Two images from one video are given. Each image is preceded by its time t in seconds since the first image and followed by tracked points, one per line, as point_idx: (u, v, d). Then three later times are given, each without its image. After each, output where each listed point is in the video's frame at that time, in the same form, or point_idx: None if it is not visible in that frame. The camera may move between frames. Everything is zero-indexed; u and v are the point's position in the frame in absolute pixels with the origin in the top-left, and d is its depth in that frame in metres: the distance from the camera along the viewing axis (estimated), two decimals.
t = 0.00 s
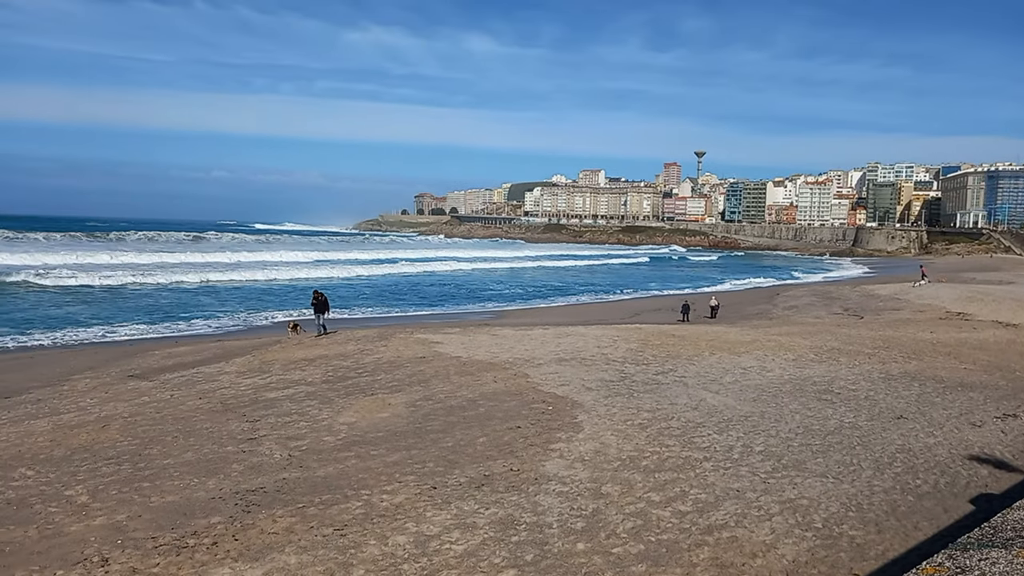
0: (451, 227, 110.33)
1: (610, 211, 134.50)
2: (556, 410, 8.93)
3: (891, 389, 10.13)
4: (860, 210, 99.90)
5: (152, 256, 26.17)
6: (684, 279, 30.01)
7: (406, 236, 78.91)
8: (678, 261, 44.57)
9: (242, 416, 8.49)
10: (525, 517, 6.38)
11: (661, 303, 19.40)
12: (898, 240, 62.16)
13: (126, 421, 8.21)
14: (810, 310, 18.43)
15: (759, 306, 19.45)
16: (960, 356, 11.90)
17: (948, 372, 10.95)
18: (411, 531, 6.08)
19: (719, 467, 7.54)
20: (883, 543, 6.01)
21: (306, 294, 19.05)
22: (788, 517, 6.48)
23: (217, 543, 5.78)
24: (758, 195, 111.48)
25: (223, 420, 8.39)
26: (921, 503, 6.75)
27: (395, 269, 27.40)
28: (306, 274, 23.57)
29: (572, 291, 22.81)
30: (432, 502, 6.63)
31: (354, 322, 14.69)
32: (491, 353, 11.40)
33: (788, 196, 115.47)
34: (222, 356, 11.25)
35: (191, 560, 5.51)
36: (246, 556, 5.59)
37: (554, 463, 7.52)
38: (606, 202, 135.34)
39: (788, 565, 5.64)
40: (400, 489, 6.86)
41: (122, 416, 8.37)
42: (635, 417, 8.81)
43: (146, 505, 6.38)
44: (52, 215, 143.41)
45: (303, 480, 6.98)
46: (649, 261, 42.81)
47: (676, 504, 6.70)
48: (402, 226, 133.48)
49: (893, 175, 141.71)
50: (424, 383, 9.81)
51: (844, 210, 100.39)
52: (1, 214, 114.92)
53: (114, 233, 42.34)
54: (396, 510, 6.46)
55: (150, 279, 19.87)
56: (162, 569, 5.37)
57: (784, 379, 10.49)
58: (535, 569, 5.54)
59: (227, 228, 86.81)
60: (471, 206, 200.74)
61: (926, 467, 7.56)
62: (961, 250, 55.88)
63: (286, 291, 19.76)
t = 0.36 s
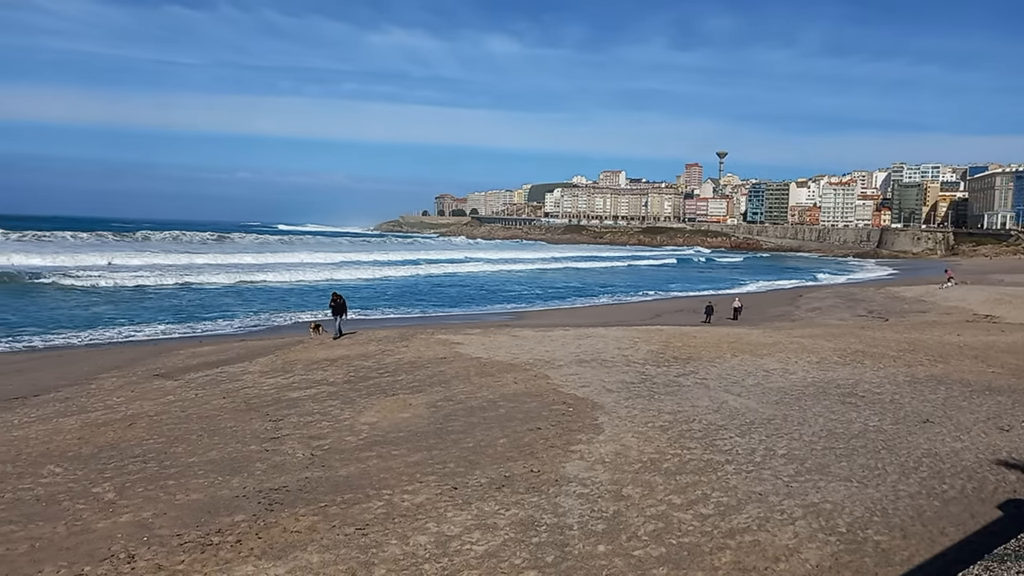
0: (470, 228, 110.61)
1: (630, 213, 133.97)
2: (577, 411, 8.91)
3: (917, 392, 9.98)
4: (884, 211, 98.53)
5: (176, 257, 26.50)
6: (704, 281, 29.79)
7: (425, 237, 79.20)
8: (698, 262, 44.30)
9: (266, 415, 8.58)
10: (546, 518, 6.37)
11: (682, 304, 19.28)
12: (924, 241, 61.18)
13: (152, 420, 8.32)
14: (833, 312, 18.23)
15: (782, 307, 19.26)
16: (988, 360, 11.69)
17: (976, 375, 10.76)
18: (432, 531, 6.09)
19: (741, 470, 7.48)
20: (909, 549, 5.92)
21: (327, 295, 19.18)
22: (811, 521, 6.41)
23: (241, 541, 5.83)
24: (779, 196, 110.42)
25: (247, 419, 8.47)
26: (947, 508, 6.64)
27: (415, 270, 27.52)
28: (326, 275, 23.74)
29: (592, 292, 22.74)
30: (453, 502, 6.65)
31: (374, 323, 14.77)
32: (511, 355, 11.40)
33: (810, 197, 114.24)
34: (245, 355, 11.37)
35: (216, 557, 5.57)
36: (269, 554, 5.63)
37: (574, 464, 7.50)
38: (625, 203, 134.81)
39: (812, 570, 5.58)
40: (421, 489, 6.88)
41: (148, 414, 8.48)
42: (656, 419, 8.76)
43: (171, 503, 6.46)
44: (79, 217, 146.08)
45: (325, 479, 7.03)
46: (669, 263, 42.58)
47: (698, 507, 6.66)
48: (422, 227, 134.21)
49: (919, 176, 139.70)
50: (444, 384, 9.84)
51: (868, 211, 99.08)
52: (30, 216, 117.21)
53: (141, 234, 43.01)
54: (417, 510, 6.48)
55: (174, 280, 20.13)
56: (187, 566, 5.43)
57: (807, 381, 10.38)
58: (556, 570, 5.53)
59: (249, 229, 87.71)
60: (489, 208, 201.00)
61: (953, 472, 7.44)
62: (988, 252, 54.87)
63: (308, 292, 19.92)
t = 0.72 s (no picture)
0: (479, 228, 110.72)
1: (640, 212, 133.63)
2: (588, 412, 8.90)
3: (930, 394, 9.90)
4: (896, 211, 97.81)
5: (187, 257, 26.65)
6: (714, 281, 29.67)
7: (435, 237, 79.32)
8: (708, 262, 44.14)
9: (277, 415, 8.62)
10: (556, 519, 6.36)
11: (692, 304, 19.21)
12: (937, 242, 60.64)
13: (165, 419, 8.37)
14: (845, 312, 18.12)
15: (793, 308, 19.17)
16: (1002, 361, 11.58)
17: (990, 377, 10.65)
18: (443, 531, 6.09)
19: (753, 472, 7.44)
20: (922, 552, 5.87)
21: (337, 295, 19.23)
22: (823, 523, 6.37)
23: (253, 540, 5.85)
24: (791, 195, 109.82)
25: (259, 419, 8.51)
26: (961, 511, 6.59)
27: (425, 271, 27.58)
28: (336, 276, 23.81)
29: (602, 292, 22.69)
30: (464, 502, 6.65)
31: (384, 323, 14.80)
32: (521, 355, 11.39)
33: (821, 197, 113.58)
34: (257, 355, 11.42)
35: (228, 557, 5.59)
36: (281, 554, 5.65)
37: (585, 466, 7.49)
38: (635, 203, 134.51)
39: (824, 572, 5.55)
40: (432, 490, 6.89)
41: (160, 413, 8.53)
42: (667, 420, 8.73)
43: (184, 502, 6.50)
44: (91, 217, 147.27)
45: (336, 479, 7.04)
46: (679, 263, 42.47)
47: (709, 508, 6.63)
48: (431, 227, 134.46)
49: (932, 176, 138.55)
50: (455, 384, 9.84)
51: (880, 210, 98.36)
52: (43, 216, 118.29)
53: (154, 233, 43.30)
54: (428, 510, 6.49)
55: (186, 280, 20.24)
56: (199, 565, 5.46)
57: (819, 383, 10.32)
58: (566, 571, 5.52)
59: (260, 229, 88.16)
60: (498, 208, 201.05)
61: (966, 475, 7.37)
62: (1003, 252, 54.36)
63: (318, 292, 20.00)
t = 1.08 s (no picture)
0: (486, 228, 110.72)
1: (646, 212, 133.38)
2: (594, 412, 8.87)
3: (939, 394, 9.83)
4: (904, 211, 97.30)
5: (194, 257, 26.72)
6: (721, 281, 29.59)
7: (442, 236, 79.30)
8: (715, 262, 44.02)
9: (283, 414, 8.62)
10: (562, 519, 6.34)
11: (699, 304, 19.16)
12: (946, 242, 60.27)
13: (172, 418, 8.38)
14: (853, 312, 18.04)
15: (801, 307, 19.09)
16: (1012, 361, 11.49)
17: (999, 377, 10.58)
18: (449, 531, 6.08)
19: (760, 472, 7.41)
20: (930, 553, 5.82)
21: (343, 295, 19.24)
22: (831, 524, 6.33)
23: (259, 539, 5.85)
24: (799, 195, 109.39)
25: (265, 418, 8.51)
26: (970, 512, 6.53)
27: (431, 270, 27.60)
28: (342, 276, 23.83)
29: (608, 292, 22.64)
30: (470, 502, 6.64)
31: (390, 323, 14.81)
32: (527, 355, 11.37)
33: (828, 196, 113.12)
34: (263, 354, 11.44)
35: (234, 556, 5.59)
36: (287, 553, 5.65)
37: (591, 465, 7.46)
38: (641, 204, 134.31)
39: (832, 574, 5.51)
40: (438, 489, 6.88)
41: (167, 412, 8.55)
42: (673, 420, 8.70)
43: (191, 501, 6.50)
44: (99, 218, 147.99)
45: (342, 478, 7.04)
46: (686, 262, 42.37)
47: (716, 509, 6.60)
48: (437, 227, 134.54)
49: (940, 175, 137.79)
50: (461, 383, 9.83)
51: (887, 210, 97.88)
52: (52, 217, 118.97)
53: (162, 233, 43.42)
54: (434, 509, 6.48)
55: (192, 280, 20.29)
56: (206, 565, 5.45)
57: (827, 383, 10.26)
58: (573, 572, 5.50)
59: (266, 230, 88.40)
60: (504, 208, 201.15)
61: (975, 475, 7.32)
62: (1013, 252, 53.99)
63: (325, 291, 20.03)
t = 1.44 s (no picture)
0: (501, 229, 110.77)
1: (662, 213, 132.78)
2: (610, 414, 8.82)
3: (960, 397, 9.68)
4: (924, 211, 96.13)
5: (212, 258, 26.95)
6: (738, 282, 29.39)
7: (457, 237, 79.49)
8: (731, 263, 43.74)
9: (300, 415, 8.64)
10: (578, 522, 6.30)
11: (715, 305, 19.04)
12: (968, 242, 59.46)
13: (190, 418, 8.44)
14: (872, 313, 17.84)
15: (819, 309, 18.89)
16: None
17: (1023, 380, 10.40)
18: (465, 533, 6.06)
19: (778, 475, 7.33)
20: (952, 558, 5.73)
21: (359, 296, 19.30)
22: (850, 528, 6.25)
23: (276, 539, 5.87)
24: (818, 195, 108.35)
25: (282, 418, 8.54)
26: (993, 517, 6.42)
27: (446, 271, 27.65)
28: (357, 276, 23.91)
29: (624, 293, 22.56)
30: (485, 504, 6.62)
31: (405, 323, 14.83)
32: (543, 356, 11.34)
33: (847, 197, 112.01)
34: (280, 355, 11.49)
35: (251, 556, 5.60)
36: (303, 553, 5.66)
37: (607, 468, 7.42)
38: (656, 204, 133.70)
39: None
40: (453, 491, 6.86)
41: (185, 412, 8.61)
42: (690, 423, 8.63)
43: (208, 501, 6.53)
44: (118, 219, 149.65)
45: (358, 479, 7.05)
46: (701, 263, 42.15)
47: (733, 512, 6.53)
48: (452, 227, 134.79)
49: (961, 175, 136.03)
50: (476, 385, 9.82)
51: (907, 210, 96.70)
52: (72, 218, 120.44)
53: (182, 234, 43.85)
54: (449, 511, 6.46)
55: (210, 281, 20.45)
56: (222, 564, 5.47)
57: (846, 385, 10.14)
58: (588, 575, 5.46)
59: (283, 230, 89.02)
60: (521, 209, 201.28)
61: (998, 480, 7.19)
62: None
63: (341, 292, 20.12)
